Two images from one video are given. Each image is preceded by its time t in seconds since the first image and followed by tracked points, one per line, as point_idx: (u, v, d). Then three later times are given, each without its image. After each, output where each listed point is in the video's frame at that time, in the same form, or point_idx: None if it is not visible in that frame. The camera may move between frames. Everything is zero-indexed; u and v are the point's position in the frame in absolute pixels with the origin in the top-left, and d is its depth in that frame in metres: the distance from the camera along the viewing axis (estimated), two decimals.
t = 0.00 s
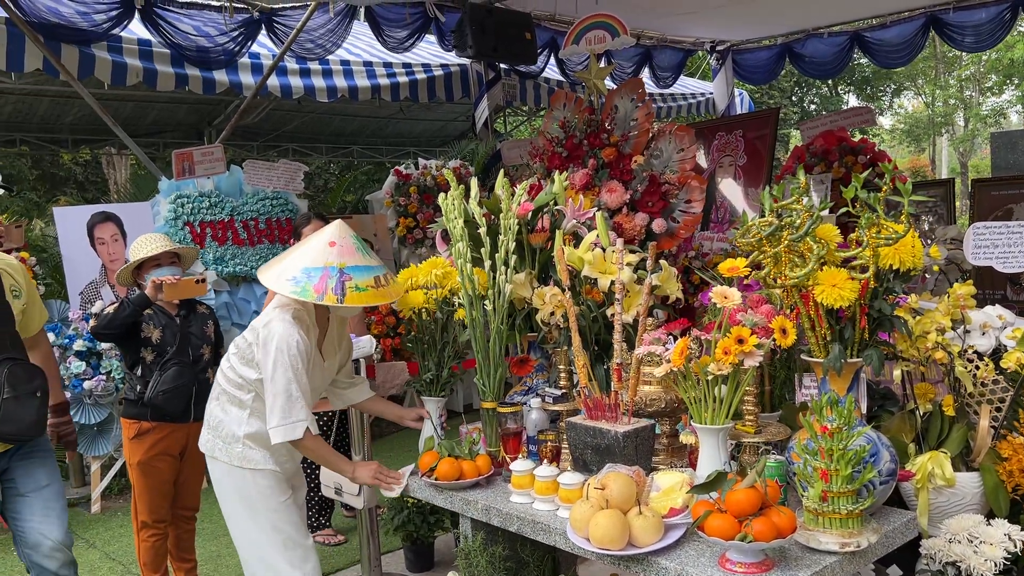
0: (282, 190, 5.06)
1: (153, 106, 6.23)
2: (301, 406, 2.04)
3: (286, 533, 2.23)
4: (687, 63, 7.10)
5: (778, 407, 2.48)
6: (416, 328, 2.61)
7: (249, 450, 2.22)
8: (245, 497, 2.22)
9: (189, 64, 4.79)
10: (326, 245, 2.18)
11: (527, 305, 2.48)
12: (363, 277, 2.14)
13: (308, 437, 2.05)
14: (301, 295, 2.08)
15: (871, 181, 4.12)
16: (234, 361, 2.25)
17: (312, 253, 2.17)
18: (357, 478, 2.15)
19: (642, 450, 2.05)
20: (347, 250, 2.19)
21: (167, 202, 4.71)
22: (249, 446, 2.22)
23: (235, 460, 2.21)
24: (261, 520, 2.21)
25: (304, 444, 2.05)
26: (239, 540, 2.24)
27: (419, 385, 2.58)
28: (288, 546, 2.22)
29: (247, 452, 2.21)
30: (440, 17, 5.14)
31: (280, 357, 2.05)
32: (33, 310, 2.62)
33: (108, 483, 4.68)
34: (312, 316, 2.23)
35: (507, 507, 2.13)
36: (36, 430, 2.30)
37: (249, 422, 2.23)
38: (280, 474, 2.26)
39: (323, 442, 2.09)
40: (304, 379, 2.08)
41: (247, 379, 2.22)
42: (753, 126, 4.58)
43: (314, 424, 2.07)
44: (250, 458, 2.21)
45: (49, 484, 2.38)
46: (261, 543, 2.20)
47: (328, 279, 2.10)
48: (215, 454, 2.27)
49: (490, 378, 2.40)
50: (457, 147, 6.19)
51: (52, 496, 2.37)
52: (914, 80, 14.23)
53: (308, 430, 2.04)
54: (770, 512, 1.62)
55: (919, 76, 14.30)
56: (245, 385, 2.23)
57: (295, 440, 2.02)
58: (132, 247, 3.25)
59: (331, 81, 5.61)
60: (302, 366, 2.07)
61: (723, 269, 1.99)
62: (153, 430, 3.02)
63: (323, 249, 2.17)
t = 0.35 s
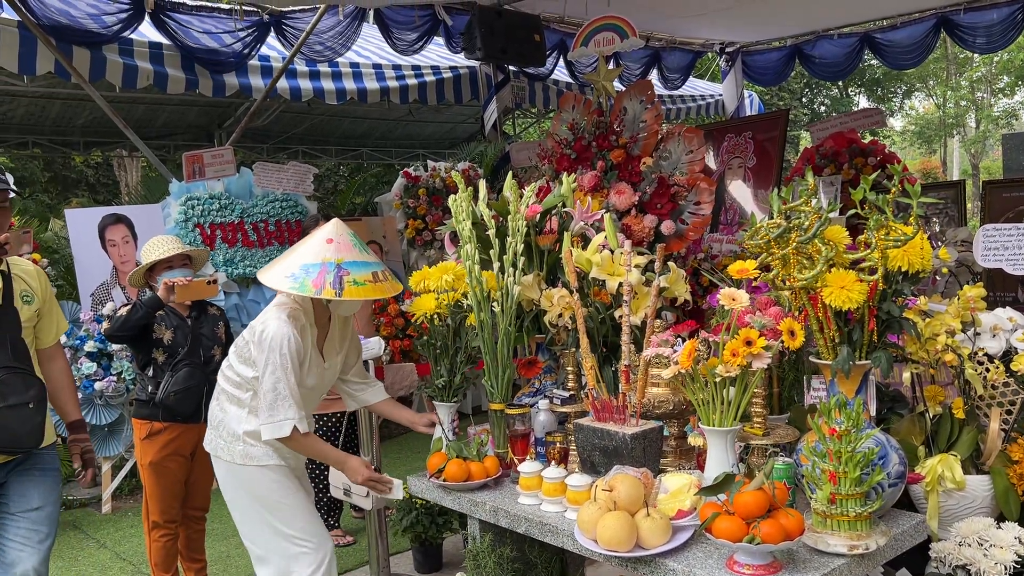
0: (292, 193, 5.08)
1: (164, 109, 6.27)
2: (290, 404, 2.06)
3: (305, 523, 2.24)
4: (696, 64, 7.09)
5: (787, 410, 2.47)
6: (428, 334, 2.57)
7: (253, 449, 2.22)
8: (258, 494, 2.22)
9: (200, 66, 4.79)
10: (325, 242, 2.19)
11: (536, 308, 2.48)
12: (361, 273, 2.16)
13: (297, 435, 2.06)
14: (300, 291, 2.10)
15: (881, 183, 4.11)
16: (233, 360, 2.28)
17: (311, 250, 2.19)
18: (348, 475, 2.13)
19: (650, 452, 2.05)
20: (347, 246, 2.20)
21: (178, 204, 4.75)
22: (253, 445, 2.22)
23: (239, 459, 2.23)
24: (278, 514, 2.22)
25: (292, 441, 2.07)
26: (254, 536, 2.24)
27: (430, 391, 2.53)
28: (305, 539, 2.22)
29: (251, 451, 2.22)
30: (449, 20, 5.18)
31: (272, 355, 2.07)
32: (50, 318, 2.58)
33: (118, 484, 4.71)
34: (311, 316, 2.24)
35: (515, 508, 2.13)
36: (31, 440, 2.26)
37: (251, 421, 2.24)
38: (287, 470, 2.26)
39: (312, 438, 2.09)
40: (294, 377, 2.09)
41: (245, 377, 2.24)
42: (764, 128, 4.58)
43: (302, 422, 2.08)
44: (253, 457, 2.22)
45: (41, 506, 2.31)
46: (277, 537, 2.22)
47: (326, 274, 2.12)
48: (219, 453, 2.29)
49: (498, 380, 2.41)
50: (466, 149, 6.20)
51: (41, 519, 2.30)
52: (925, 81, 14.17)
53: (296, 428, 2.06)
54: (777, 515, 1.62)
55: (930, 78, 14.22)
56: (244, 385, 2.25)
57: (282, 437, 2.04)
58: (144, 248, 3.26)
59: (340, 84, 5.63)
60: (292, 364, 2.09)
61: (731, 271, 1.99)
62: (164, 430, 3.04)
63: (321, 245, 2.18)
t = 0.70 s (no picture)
0: (297, 195, 5.11)
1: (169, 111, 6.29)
2: (281, 392, 2.07)
3: (271, 549, 2.25)
4: (700, 67, 7.09)
5: (791, 413, 2.46)
6: (433, 339, 2.49)
7: (240, 453, 2.22)
8: (234, 512, 2.23)
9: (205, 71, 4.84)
10: (313, 227, 2.21)
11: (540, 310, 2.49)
12: (352, 254, 2.19)
13: (288, 424, 2.07)
14: (295, 270, 2.12)
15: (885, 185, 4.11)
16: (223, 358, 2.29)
17: (299, 235, 2.20)
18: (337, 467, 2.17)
19: (654, 454, 2.05)
20: (334, 231, 2.22)
21: (183, 206, 4.77)
22: (242, 447, 2.23)
23: (225, 463, 2.23)
24: (250, 537, 2.23)
25: (281, 431, 2.08)
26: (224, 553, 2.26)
27: (437, 398, 2.49)
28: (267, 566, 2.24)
29: (239, 454, 2.23)
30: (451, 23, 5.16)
31: (264, 344, 2.09)
32: (53, 318, 2.57)
33: (123, 486, 4.72)
34: (302, 311, 2.27)
35: (519, 511, 2.13)
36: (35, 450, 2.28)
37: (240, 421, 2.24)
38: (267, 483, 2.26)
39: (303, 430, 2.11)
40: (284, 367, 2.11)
41: (235, 374, 2.25)
42: (767, 130, 4.57)
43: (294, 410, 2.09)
44: (239, 463, 2.22)
45: (43, 518, 2.33)
46: (246, 560, 2.23)
47: (319, 253, 2.14)
48: (204, 457, 2.28)
49: (502, 383, 2.41)
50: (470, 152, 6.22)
51: (43, 531, 2.32)
52: (930, 84, 14.17)
53: (288, 415, 2.07)
54: (782, 517, 1.62)
55: (935, 80, 14.14)
56: (233, 383, 2.25)
57: (273, 425, 2.06)
58: (151, 250, 3.30)
59: (344, 87, 5.64)
60: (283, 353, 2.11)
61: (735, 274, 1.98)
62: (168, 432, 3.05)
63: (309, 230, 2.20)
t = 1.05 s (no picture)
0: (297, 197, 5.15)
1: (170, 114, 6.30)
2: (237, 380, 2.04)
3: (249, 555, 2.16)
4: (700, 69, 7.10)
5: (791, 415, 2.46)
6: (426, 344, 2.50)
7: (213, 451, 2.16)
8: (210, 515, 2.16)
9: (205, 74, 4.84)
10: (292, 224, 2.28)
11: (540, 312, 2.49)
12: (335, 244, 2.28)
13: (241, 415, 2.03)
14: (284, 253, 2.18)
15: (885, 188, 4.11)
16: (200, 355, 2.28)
17: (280, 233, 2.26)
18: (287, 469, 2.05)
19: (654, 457, 2.05)
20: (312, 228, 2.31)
21: (184, 209, 4.75)
22: (214, 445, 2.16)
23: (198, 461, 2.16)
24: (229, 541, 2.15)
25: (233, 421, 2.03)
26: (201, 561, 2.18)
27: (433, 401, 2.51)
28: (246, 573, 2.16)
29: (212, 452, 2.16)
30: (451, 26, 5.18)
31: (228, 335, 2.08)
32: (45, 316, 2.61)
33: (123, 489, 4.72)
34: (279, 306, 2.25)
35: (519, 513, 2.14)
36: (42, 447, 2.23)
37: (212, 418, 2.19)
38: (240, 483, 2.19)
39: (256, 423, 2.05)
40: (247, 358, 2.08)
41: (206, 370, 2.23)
42: (767, 133, 4.57)
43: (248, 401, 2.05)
44: (207, 461, 2.16)
45: (47, 528, 2.37)
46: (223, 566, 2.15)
47: (306, 239, 2.23)
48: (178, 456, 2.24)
49: (502, 386, 2.41)
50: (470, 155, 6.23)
51: (45, 541, 2.36)
52: (930, 86, 14.22)
53: (241, 406, 2.03)
54: (781, 519, 1.62)
55: (934, 82, 14.25)
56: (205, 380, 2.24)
57: (226, 414, 2.02)
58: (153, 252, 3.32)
59: (344, 90, 5.66)
60: (248, 344, 2.09)
61: (734, 277, 1.99)
62: (165, 432, 3.07)
63: (290, 227, 2.27)
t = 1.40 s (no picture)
0: (294, 201, 5.15)
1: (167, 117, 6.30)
2: (240, 365, 2.07)
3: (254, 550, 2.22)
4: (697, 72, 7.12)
5: (788, 416, 2.47)
6: (415, 346, 2.51)
7: (223, 441, 2.22)
8: (217, 507, 2.22)
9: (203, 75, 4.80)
10: (304, 225, 2.36)
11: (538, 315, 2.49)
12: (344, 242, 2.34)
13: (240, 399, 2.05)
14: (298, 245, 2.25)
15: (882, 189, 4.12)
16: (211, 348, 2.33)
17: (294, 232, 2.34)
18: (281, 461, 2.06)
19: (652, 459, 2.05)
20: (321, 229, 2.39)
21: (181, 213, 4.78)
22: (224, 434, 2.22)
23: (208, 451, 2.22)
24: (234, 535, 2.21)
25: (228, 406, 2.05)
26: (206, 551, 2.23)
27: (427, 402, 2.51)
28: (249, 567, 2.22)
29: (221, 441, 2.22)
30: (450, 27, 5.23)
31: (235, 322, 2.12)
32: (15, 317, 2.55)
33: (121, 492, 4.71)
34: (288, 300, 2.28)
35: (517, 515, 2.14)
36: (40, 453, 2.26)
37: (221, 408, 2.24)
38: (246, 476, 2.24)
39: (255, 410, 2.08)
40: (253, 346, 2.11)
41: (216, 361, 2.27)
42: (764, 135, 4.58)
43: (250, 387, 2.08)
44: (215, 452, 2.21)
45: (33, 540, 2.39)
46: (228, 558, 2.21)
47: (318, 234, 2.31)
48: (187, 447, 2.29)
49: (500, 389, 2.41)
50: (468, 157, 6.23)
51: (33, 551, 2.39)
52: (926, 87, 14.30)
53: (242, 390, 2.06)
54: (779, 521, 1.63)
55: (931, 84, 14.23)
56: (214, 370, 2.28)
57: (224, 396, 2.04)
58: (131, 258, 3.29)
59: (342, 93, 5.66)
60: (254, 332, 2.12)
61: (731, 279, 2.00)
62: (148, 441, 3.00)
63: (302, 227, 2.35)
